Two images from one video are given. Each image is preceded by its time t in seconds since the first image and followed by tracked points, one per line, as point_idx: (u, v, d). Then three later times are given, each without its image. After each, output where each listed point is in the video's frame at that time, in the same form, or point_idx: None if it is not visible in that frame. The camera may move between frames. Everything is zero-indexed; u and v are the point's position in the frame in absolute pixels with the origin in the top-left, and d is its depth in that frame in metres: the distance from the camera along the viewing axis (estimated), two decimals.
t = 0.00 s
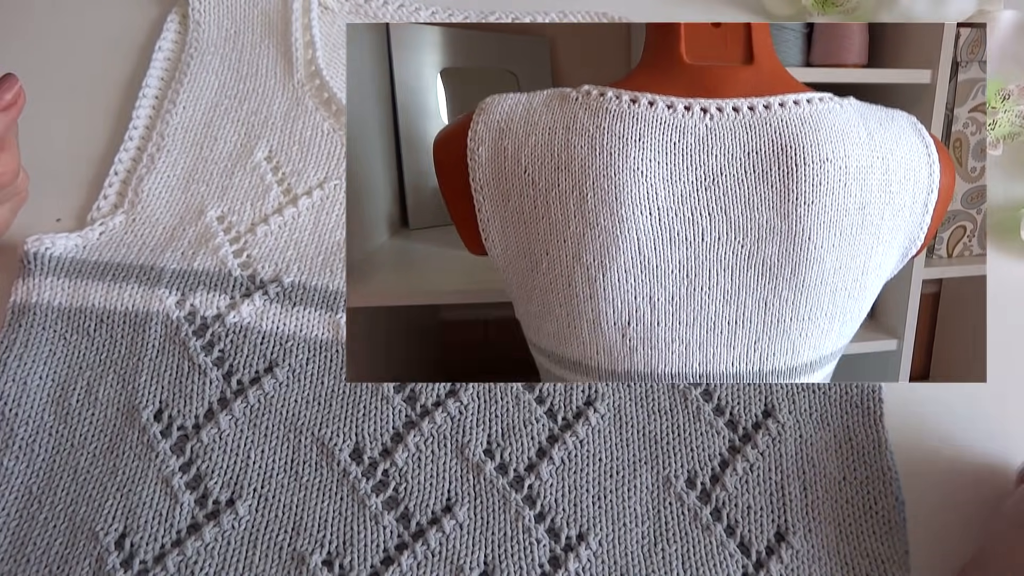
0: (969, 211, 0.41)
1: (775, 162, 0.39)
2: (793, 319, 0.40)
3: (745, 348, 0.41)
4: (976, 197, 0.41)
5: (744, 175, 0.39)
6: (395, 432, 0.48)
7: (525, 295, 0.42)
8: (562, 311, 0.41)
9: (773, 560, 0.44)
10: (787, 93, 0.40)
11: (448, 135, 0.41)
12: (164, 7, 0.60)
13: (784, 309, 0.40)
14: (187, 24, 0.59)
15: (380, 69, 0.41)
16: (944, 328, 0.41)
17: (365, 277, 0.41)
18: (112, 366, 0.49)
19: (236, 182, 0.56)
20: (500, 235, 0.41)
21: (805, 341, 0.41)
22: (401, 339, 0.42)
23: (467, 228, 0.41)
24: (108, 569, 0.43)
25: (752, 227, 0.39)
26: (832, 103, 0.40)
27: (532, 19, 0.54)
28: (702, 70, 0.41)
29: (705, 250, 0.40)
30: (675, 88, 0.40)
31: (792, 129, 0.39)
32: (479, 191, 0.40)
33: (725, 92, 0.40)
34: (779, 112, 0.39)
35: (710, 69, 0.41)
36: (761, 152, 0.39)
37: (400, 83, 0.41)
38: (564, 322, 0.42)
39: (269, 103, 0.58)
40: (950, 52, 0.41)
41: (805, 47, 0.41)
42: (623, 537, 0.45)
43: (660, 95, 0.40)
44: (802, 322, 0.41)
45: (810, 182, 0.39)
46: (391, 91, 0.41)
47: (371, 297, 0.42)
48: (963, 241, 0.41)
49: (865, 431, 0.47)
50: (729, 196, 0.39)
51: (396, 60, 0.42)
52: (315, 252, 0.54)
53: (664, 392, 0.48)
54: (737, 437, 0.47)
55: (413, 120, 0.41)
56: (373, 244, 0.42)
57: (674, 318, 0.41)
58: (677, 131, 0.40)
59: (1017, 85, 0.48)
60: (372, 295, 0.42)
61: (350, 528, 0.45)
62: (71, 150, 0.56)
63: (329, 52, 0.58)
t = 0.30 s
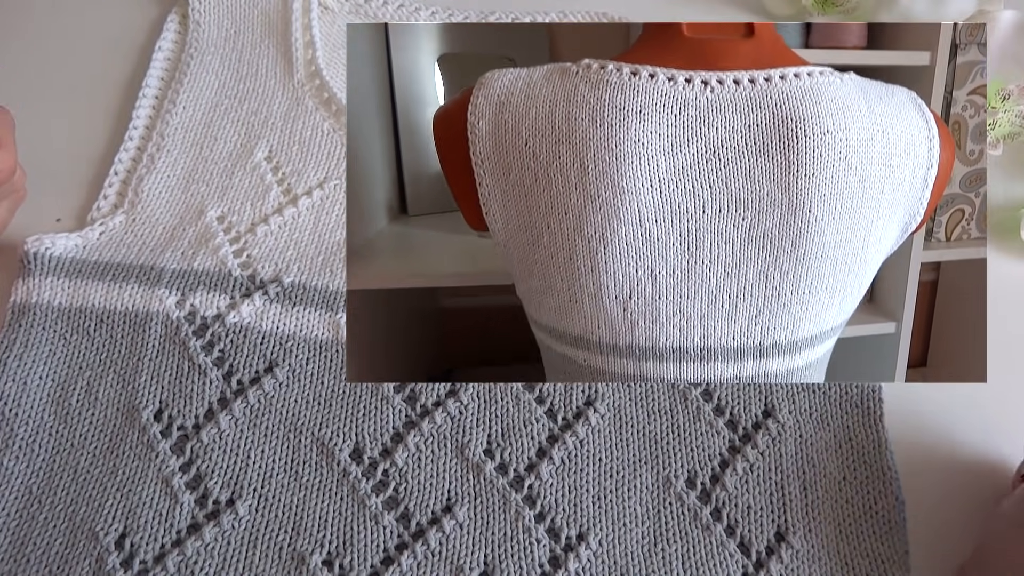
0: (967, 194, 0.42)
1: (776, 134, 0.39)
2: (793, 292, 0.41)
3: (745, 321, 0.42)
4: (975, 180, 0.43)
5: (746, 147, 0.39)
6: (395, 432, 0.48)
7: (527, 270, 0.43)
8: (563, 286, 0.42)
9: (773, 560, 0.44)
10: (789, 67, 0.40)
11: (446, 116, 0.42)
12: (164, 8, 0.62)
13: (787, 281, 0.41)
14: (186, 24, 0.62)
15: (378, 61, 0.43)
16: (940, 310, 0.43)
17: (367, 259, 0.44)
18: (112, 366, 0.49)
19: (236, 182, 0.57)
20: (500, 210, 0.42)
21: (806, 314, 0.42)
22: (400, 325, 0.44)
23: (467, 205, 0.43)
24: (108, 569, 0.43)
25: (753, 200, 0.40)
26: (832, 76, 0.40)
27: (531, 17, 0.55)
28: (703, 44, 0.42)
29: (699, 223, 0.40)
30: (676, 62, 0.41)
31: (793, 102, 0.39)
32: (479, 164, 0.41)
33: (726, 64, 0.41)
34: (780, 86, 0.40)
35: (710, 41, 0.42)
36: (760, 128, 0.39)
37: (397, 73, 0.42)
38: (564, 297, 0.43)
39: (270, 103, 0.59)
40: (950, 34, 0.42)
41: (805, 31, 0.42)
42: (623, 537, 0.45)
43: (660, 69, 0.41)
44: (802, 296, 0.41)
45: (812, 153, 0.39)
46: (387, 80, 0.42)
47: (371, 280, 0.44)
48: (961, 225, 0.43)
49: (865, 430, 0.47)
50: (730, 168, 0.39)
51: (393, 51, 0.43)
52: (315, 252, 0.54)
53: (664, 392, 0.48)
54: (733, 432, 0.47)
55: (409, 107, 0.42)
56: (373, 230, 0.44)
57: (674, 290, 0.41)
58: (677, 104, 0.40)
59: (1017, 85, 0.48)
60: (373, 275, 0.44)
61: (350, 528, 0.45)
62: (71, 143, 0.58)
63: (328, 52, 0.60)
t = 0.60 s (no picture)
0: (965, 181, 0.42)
1: (777, 110, 0.39)
2: (793, 269, 0.41)
3: (745, 298, 0.42)
4: (971, 166, 0.42)
5: (747, 122, 0.39)
6: (395, 432, 0.48)
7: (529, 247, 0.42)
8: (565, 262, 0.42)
9: (773, 560, 0.44)
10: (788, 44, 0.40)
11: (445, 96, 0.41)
12: (164, 8, 0.63)
13: (787, 258, 0.41)
14: (186, 24, 0.62)
15: (376, 51, 0.42)
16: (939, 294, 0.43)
17: (364, 247, 0.42)
18: (112, 366, 0.49)
19: (236, 182, 0.57)
20: (502, 185, 0.41)
21: (805, 292, 0.42)
22: (399, 314, 0.43)
23: (470, 184, 0.42)
24: (108, 569, 0.43)
25: (754, 175, 0.40)
26: (832, 53, 0.40)
27: (531, 17, 0.56)
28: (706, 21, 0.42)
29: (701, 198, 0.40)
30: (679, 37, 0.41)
31: (793, 78, 0.39)
32: (480, 141, 0.41)
33: (727, 40, 0.41)
34: (780, 61, 0.39)
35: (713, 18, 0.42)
36: (760, 104, 0.39)
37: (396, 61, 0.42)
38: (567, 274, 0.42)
39: (270, 103, 0.59)
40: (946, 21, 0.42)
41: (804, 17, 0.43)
42: (623, 537, 0.44)
43: (661, 44, 0.40)
44: (802, 273, 0.41)
45: (812, 129, 0.38)
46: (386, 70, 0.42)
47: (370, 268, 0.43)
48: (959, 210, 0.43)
49: (865, 430, 0.47)
50: (731, 142, 0.39)
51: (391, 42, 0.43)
52: (315, 252, 0.54)
53: (664, 392, 0.49)
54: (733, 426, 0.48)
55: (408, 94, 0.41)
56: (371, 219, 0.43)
57: (676, 266, 0.41)
58: (679, 79, 0.40)
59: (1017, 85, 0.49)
60: (372, 262, 0.43)
61: (350, 528, 0.45)
62: (71, 140, 0.58)
63: (328, 52, 0.60)
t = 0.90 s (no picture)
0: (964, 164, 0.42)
1: (777, 86, 0.40)
2: (795, 245, 0.42)
3: (748, 275, 0.42)
4: (971, 150, 0.42)
5: (748, 98, 0.40)
6: (395, 432, 0.48)
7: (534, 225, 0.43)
8: (568, 238, 0.42)
9: (773, 560, 0.44)
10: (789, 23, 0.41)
11: (449, 79, 0.42)
12: (164, 9, 0.63)
13: (788, 233, 0.42)
14: (186, 24, 0.62)
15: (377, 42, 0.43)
16: (939, 281, 0.43)
17: (362, 230, 0.42)
18: (112, 366, 0.49)
19: (236, 181, 0.57)
20: (507, 162, 0.42)
21: (806, 269, 0.42)
22: (399, 302, 0.42)
23: (474, 164, 0.43)
24: (107, 569, 0.43)
25: (755, 150, 0.41)
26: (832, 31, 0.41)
27: (531, 16, 0.56)
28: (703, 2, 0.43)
29: (702, 173, 0.41)
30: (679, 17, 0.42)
31: (792, 53, 0.40)
32: (484, 117, 0.41)
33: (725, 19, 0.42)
34: (781, 38, 0.41)
35: None
36: (759, 80, 0.40)
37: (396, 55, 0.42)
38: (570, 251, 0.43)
39: (269, 103, 0.60)
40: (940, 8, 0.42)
41: None
42: (623, 537, 0.44)
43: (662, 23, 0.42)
44: (802, 249, 0.42)
45: (812, 104, 0.40)
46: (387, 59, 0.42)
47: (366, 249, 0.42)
48: (958, 194, 0.43)
49: (865, 431, 0.47)
50: (733, 117, 0.40)
51: (393, 35, 0.43)
52: (315, 252, 0.54)
53: (664, 392, 0.49)
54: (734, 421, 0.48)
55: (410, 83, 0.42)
56: (370, 204, 0.43)
57: (678, 241, 0.42)
58: (682, 55, 0.41)
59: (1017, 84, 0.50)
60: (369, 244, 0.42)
61: (350, 528, 0.45)
62: (73, 140, 0.58)
63: (328, 52, 0.60)
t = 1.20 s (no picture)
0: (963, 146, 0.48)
1: (784, 63, 0.45)
2: (801, 211, 0.46)
3: (757, 241, 0.47)
4: (970, 133, 0.48)
5: (753, 74, 0.46)
6: (395, 432, 0.48)
7: (543, 199, 0.47)
8: (577, 210, 0.46)
9: (772, 560, 0.44)
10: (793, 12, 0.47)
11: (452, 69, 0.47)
12: (164, 8, 0.63)
13: (793, 202, 0.46)
14: (187, 24, 0.62)
15: (386, 51, 0.49)
16: (941, 275, 0.48)
17: (373, 215, 0.48)
18: (112, 366, 0.49)
19: (236, 181, 0.57)
20: (517, 136, 0.47)
21: (810, 239, 0.47)
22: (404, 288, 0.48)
23: (483, 141, 0.47)
24: (107, 569, 0.43)
25: (762, 123, 0.46)
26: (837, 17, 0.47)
27: (530, 16, 0.56)
28: None
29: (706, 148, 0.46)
30: None
31: (802, 37, 0.46)
32: (495, 92, 0.46)
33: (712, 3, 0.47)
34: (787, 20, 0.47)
35: None
36: (769, 62, 0.46)
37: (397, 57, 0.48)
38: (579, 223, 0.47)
39: (270, 104, 0.60)
40: None
41: None
42: (623, 537, 0.44)
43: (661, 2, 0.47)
44: (805, 220, 0.47)
45: (817, 78, 0.45)
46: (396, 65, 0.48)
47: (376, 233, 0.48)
48: (959, 176, 0.48)
49: (865, 431, 0.47)
50: (740, 91, 0.46)
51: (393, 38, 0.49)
52: (315, 252, 0.54)
53: (664, 392, 0.49)
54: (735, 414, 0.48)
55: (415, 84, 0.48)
56: (377, 190, 0.48)
57: (685, 210, 0.46)
58: (689, 32, 0.47)
59: (1017, 85, 0.51)
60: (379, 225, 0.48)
61: (350, 528, 0.45)
62: (73, 140, 0.58)
63: (328, 52, 0.60)
